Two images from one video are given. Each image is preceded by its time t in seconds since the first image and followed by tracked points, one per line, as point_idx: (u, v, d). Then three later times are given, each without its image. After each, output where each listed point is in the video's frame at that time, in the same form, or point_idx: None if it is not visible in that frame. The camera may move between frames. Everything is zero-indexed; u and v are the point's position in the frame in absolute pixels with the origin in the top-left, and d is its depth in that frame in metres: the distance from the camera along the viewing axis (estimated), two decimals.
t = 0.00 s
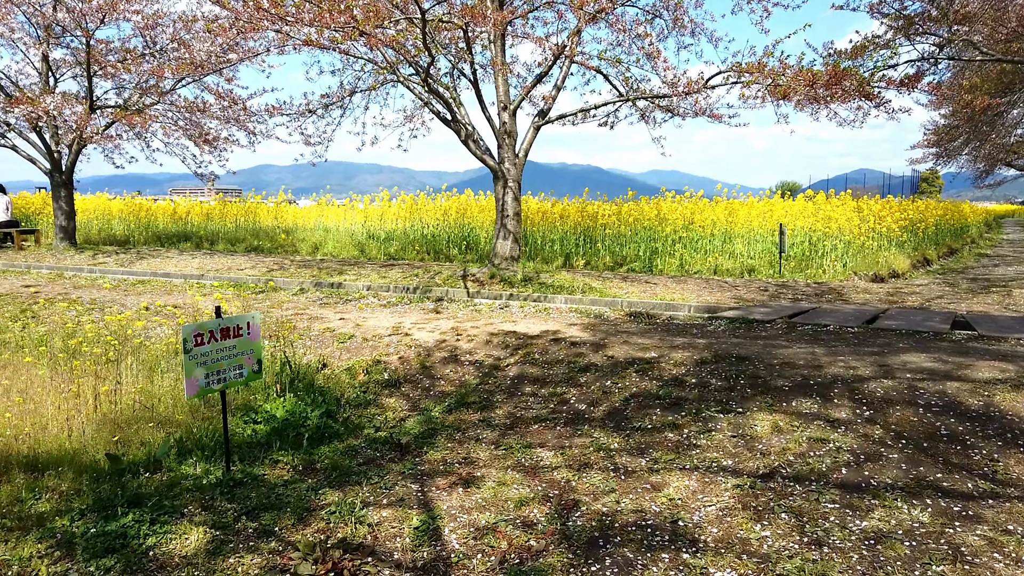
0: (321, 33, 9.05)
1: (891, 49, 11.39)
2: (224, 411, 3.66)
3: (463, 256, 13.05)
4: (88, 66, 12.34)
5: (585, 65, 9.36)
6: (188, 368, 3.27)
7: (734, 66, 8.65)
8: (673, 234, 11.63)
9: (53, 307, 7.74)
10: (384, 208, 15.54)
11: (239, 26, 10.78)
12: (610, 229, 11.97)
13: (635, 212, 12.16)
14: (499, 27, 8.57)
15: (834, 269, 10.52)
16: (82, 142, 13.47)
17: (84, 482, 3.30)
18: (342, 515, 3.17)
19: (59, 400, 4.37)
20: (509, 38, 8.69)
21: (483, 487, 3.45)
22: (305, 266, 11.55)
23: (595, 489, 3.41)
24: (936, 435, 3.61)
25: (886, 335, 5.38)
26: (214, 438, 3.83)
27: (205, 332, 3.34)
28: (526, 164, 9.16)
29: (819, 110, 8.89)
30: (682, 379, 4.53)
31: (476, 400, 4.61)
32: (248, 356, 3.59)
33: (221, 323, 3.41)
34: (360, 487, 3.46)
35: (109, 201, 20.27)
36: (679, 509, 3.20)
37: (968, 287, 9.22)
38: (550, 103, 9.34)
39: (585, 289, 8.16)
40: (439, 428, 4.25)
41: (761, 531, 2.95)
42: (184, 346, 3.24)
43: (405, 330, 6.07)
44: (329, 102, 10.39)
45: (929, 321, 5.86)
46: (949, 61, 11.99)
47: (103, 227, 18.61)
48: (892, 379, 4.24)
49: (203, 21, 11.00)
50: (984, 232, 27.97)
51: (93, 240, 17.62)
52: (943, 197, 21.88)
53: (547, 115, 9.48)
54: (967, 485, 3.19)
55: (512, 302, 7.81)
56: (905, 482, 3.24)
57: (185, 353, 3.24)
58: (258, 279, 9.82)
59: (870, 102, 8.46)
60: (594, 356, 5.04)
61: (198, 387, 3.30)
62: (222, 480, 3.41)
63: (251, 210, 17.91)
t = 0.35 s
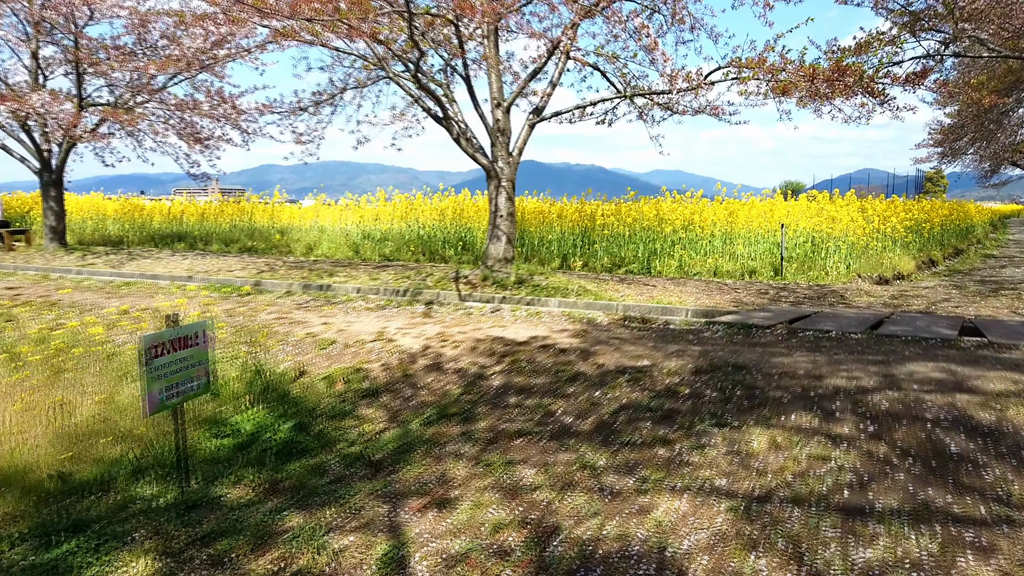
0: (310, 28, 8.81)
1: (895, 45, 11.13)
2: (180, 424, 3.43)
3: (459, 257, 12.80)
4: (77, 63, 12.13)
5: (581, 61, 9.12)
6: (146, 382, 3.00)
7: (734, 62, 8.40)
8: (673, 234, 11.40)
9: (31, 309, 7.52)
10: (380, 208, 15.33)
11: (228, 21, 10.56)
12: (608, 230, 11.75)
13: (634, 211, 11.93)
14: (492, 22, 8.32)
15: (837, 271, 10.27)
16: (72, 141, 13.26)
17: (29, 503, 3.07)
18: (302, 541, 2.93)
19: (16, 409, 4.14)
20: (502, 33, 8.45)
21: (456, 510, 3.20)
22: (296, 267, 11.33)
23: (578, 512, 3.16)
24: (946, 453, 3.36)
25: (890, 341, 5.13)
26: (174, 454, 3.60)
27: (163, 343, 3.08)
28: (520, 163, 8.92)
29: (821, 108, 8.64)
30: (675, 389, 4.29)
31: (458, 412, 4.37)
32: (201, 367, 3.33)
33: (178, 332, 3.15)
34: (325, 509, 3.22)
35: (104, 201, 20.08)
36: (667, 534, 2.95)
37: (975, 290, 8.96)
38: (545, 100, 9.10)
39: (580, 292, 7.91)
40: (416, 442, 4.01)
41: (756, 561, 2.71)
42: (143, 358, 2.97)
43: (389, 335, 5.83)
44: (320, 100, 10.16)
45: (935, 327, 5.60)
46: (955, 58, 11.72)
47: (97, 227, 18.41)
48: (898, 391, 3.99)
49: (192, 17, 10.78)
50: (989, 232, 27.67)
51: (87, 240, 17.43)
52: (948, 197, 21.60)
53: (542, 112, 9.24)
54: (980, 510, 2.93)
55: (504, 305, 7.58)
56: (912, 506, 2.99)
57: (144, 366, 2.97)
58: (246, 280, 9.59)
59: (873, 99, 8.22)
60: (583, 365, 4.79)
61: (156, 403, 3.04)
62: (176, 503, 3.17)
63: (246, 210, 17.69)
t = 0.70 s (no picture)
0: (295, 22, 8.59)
1: (897, 42, 10.89)
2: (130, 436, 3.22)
3: (453, 257, 12.57)
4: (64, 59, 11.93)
5: (574, 55, 8.89)
6: (97, 394, 2.79)
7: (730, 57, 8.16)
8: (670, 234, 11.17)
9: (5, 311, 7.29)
10: (374, 208, 15.11)
11: (215, 16, 10.34)
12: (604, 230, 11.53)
13: (630, 210, 11.69)
14: (482, 16, 8.09)
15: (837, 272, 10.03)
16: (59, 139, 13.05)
17: None
18: (254, 565, 2.70)
19: None
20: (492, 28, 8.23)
21: (425, 529, 2.98)
22: (286, 268, 11.12)
23: (554, 533, 2.93)
24: (951, 469, 3.12)
25: (892, 346, 4.90)
26: (127, 469, 3.37)
27: (113, 351, 2.85)
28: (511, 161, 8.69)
29: (821, 105, 8.41)
30: (664, 398, 4.06)
31: (435, 422, 4.14)
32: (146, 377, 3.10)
33: (125, 340, 2.92)
34: (284, 529, 2.99)
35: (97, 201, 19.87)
36: (649, 559, 2.72)
37: (979, 291, 8.72)
38: (537, 96, 8.87)
39: (572, 293, 7.68)
40: (388, 455, 3.78)
41: None
42: (93, 369, 2.75)
43: (370, 338, 5.61)
44: (309, 97, 9.94)
45: (939, 331, 5.36)
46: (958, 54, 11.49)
47: (90, 227, 18.20)
48: (900, 399, 3.76)
49: (178, 12, 10.56)
50: (992, 232, 27.40)
51: (78, 240, 17.22)
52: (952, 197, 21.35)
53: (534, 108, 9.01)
54: (989, 532, 2.70)
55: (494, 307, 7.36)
56: (915, 528, 2.75)
57: (95, 378, 2.75)
58: (232, 281, 9.37)
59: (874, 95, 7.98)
60: (569, 371, 4.56)
61: (107, 416, 2.83)
62: (123, 522, 2.96)
63: (239, 209, 17.47)
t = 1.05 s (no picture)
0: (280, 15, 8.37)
1: (899, 36, 10.65)
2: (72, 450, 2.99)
3: (446, 257, 12.33)
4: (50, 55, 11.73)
5: (567, 49, 8.66)
6: (29, 406, 2.55)
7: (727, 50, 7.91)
8: (666, 233, 10.92)
9: None
10: (368, 207, 14.88)
11: (201, 10, 10.12)
12: (600, 229, 11.28)
13: (627, 209, 11.45)
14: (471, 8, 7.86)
15: (837, 272, 9.78)
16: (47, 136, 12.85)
17: None
18: None
19: None
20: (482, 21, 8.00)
21: (386, 551, 2.74)
22: (275, 268, 10.90)
23: (525, 555, 2.70)
24: (956, 485, 2.89)
25: (894, 350, 4.65)
26: (71, 485, 3.15)
27: (46, 359, 2.62)
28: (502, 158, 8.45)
29: (820, 101, 8.18)
30: (651, 406, 3.82)
31: (409, 431, 3.91)
32: (83, 387, 2.87)
33: (59, 346, 2.69)
34: (233, 551, 2.76)
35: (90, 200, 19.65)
36: None
37: (984, 292, 8.47)
38: (529, 91, 8.63)
39: (563, 294, 7.45)
40: (356, 468, 3.55)
41: None
42: (25, 379, 2.51)
43: (349, 341, 5.38)
44: (297, 93, 9.71)
45: (942, 334, 5.12)
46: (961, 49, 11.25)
47: (82, 226, 17.99)
48: (901, 408, 3.52)
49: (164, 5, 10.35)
50: (997, 232, 27.12)
51: (69, 240, 17.00)
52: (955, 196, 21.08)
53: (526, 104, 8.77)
54: (1000, 558, 2.46)
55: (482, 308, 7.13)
56: (918, 552, 2.52)
57: (26, 388, 2.51)
58: (216, 282, 9.14)
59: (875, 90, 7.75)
60: (552, 377, 4.32)
61: (40, 429, 2.59)
62: (57, 544, 2.73)
63: (232, 208, 17.25)
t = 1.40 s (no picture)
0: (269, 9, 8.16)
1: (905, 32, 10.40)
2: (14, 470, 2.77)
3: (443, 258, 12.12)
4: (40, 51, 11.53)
5: (564, 45, 8.44)
6: None
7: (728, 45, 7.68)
8: (667, 234, 10.69)
9: None
10: (364, 207, 14.67)
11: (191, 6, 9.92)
12: (600, 229, 11.06)
13: (626, 209, 11.23)
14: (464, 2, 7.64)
15: (842, 273, 9.54)
16: (38, 135, 12.66)
17: None
18: None
19: None
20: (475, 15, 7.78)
21: None
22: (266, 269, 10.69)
23: None
24: (970, 510, 2.65)
25: (901, 359, 4.42)
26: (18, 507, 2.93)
27: None
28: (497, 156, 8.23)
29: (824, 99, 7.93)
30: (643, 419, 3.59)
31: (386, 445, 3.68)
32: (22, 401, 2.65)
33: None
34: None
35: (87, 200, 19.48)
36: None
37: (993, 295, 8.22)
38: (524, 88, 8.41)
39: (558, 296, 7.22)
40: (327, 485, 3.33)
41: None
42: None
43: (331, 346, 5.17)
44: (288, 90, 9.50)
45: (951, 340, 4.89)
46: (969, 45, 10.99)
47: (77, 226, 17.82)
48: (911, 423, 3.28)
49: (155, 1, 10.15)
50: (1003, 233, 26.83)
51: (64, 240, 16.82)
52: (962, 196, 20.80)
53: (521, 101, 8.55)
54: None
55: (474, 312, 6.91)
56: None
57: None
58: (204, 284, 8.93)
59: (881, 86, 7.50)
60: (540, 386, 4.10)
61: None
62: None
63: (228, 208, 17.06)
